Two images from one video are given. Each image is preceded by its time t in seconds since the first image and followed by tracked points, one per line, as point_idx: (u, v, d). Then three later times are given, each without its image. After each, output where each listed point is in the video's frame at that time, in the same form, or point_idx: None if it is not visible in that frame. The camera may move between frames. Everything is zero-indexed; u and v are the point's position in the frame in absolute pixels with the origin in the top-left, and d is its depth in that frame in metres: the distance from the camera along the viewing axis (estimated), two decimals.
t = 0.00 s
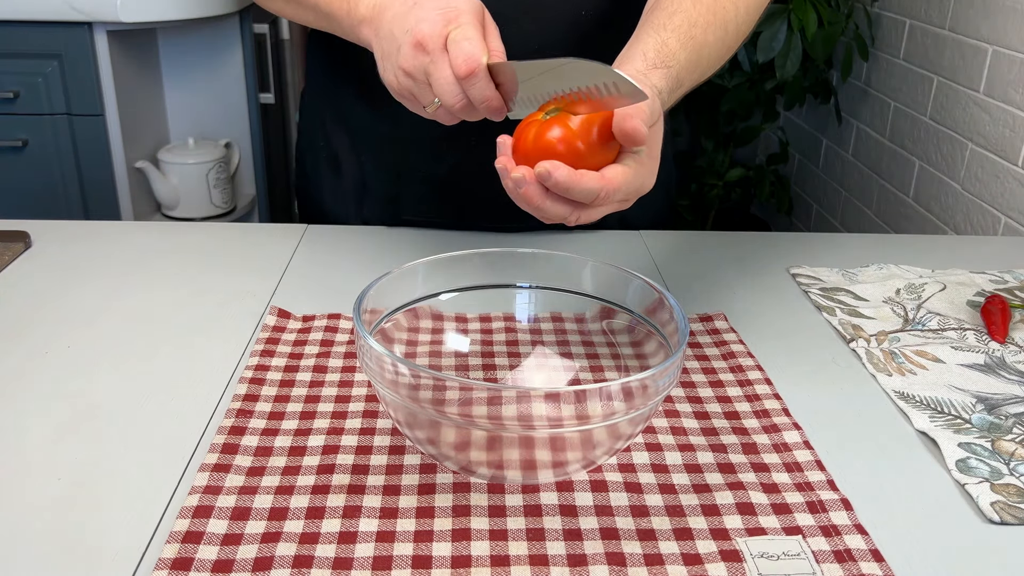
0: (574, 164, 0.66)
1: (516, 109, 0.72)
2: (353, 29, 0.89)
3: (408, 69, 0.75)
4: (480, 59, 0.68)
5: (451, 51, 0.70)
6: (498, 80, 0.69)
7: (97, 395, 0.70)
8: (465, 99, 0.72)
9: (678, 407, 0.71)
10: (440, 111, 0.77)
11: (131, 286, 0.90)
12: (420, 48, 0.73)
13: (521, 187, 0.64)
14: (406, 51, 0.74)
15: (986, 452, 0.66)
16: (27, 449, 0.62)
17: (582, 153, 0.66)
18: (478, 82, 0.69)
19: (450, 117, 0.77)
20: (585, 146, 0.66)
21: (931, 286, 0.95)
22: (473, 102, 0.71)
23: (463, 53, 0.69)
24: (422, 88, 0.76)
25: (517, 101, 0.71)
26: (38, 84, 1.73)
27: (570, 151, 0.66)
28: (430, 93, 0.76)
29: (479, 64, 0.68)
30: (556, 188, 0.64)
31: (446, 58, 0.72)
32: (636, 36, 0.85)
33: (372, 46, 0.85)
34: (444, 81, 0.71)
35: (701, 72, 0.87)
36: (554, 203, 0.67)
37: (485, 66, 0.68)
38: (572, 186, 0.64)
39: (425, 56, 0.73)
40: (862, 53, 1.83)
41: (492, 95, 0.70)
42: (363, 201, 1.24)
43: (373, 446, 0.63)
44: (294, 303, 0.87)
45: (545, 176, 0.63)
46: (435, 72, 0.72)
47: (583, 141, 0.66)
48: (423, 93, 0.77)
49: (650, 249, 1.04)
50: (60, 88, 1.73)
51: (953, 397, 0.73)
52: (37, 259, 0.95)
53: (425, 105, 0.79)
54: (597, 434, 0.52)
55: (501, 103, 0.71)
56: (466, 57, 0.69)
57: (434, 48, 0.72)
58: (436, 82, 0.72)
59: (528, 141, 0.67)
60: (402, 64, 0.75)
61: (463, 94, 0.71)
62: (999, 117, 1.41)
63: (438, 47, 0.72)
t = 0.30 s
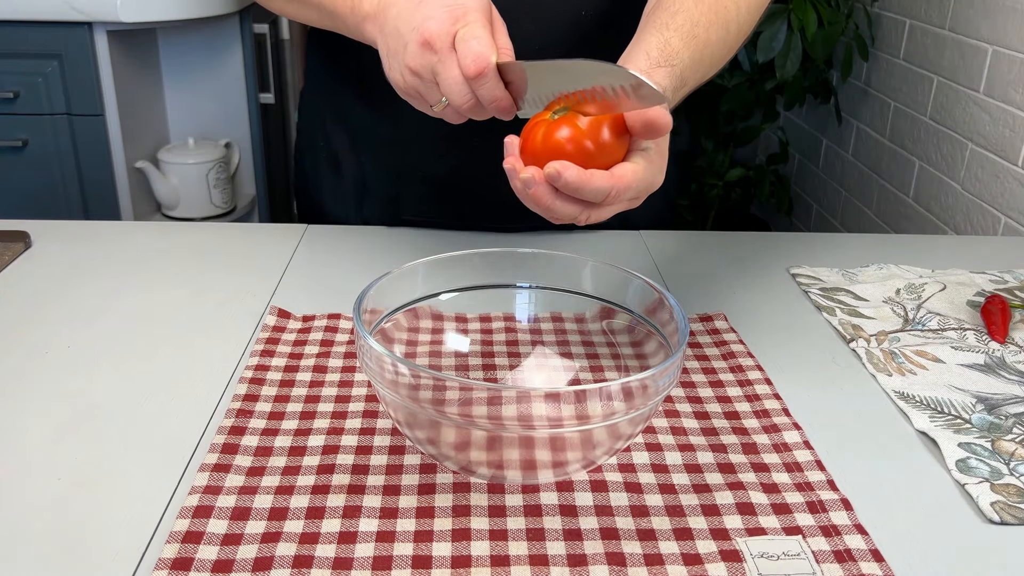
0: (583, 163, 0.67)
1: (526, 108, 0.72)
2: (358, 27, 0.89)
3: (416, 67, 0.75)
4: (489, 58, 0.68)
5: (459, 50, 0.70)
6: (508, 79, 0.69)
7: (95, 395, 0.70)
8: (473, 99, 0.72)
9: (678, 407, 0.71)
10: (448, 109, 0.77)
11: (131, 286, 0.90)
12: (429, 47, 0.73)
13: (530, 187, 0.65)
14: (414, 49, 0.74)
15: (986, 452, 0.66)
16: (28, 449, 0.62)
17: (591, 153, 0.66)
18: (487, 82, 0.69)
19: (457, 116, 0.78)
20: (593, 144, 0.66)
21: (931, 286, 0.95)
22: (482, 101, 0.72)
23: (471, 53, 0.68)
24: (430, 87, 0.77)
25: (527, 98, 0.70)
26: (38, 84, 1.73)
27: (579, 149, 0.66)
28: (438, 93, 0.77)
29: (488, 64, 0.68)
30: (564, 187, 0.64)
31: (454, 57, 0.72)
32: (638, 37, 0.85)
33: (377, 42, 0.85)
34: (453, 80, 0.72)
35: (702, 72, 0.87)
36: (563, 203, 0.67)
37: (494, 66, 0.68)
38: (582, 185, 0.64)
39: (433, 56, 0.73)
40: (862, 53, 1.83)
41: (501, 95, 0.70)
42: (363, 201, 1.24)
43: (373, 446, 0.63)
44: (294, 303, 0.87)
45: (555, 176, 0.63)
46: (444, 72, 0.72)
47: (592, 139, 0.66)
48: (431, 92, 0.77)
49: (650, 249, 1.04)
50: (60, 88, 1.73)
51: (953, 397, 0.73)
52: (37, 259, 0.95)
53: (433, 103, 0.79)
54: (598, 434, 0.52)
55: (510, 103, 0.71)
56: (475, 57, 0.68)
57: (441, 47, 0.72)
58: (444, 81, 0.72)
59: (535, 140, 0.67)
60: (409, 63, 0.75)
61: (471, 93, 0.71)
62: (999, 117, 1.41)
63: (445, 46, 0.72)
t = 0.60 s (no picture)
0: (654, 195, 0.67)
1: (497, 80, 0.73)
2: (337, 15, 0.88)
3: (388, 48, 0.75)
4: (458, 31, 0.68)
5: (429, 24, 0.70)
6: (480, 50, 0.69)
7: (94, 394, 0.70)
8: (446, 73, 0.72)
9: (677, 407, 0.71)
10: (423, 87, 0.78)
11: (131, 286, 0.90)
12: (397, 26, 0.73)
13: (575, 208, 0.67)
14: (385, 30, 0.74)
15: (986, 452, 0.66)
16: (29, 449, 0.62)
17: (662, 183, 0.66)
18: (460, 53, 0.69)
19: (435, 94, 0.78)
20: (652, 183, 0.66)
21: (931, 286, 0.95)
22: (455, 74, 0.72)
23: (441, 27, 0.69)
24: (404, 65, 0.76)
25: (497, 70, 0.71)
26: (38, 84, 1.73)
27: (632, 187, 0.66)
28: (410, 71, 0.77)
29: (458, 37, 0.68)
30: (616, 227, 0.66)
31: (423, 31, 0.71)
32: (652, 38, 0.84)
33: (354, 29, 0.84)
34: (424, 56, 0.71)
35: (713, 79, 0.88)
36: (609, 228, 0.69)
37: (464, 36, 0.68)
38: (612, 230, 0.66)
39: (402, 33, 0.72)
40: (863, 53, 1.83)
41: (474, 66, 0.70)
42: (363, 201, 1.24)
43: (373, 446, 0.63)
44: (294, 303, 0.87)
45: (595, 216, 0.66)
46: (415, 48, 0.72)
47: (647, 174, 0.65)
48: (405, 72, 0.77)
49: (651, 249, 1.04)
50: (60, 88, 1.73)
51: (953, 397, 0.73)
52: (37, 259, 0.95)
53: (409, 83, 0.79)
54: (598, 434, 0.52)
55: (483, 74, 0.71)
56: (445, 30, 0.68)
57: (411, 23, 0.71)
58: (416, 58, 0.72)
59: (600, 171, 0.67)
60: (381, 43, 0.75)
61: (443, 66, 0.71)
62: (999, 117, 1.41)
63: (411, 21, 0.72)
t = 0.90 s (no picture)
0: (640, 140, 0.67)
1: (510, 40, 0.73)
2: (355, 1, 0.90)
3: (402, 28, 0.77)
4: (457, 3, 0.69)
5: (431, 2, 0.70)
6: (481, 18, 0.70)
7: (95, 394, 0.70)
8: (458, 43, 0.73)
9: (677, 407, 0.71)
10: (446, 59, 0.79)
11: (131, 286, 0.90)
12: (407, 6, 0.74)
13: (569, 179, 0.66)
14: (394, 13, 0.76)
15: (986, 452, 0.66)
16: (29, 449, 0.63)
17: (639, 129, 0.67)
18: (463, 24, 0.70)
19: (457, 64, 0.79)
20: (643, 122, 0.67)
21: (931, 286, 0.95)
22: (466, 44, 0.73)
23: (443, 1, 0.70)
24: (422, 41, 0.77)
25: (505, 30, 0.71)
26: (38, 84, 1.73)
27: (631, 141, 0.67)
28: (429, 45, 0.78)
29: (458, 9, 0.69)
30: (625, 185, 0.65)
31: (429, 7, 0.72)
32: (652, 21, 0.84)
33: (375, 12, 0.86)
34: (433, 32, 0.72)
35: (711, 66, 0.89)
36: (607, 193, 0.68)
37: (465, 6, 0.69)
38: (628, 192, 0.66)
39: (409, 11, 0.73)
40: (863, 53, 1.83)
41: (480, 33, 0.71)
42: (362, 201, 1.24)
43: (373, 446, 0.63)
44: (294, 303, 0.87)
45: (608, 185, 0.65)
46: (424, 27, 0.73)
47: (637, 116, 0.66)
48: (424, 47, 0.78)
49: (651, 250, 1.04)
50: (60, 87, 1.73)
51: (953, 397, 0.73)
52: (37, 259, 0.95)
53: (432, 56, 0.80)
54: (597, 434, 0.52)
55: (492, 38, 0.72)
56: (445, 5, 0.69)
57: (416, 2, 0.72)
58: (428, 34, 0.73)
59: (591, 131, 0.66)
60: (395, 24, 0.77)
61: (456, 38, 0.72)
62: (999, 117, 1.41)
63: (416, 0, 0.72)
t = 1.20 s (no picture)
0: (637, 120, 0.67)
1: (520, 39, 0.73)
2: None
3: (416, 17, 0.79)
4: None
5: None
6: (495, 9, 0.70)
7: (95, 393, 0.70)
8: (470, 36, 0.74)
9: (677, 407, 0.71)
10: (455, 52, 0.80)
11: (132, 286, 0.90)
12: None
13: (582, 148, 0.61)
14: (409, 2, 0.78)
15: (986, 452, 0.66)
16: (29, 448, 0.63)
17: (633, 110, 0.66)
18: (477, 12, 0.70)
19: (466, 56, 0.80)
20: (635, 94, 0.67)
21: (931, 286, 0.95)
22: (477, 36, 0.73)
23: None
24: (434, 32, 0.80)
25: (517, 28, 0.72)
26: (38, 84, 1.73)
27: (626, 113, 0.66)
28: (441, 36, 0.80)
29: None
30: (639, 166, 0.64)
31: None
32: (639, 12, 0.86)
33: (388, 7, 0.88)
34: (445, 19, 0.73)
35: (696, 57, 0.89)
36: (608, 170, 0.65)
37: None
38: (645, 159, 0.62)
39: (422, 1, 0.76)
40: (863, 53, 1.83)
41: (493, 25, 0.71)
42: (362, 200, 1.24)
43: (373, 446, 0.63)
44: (294, 304, 0.87)
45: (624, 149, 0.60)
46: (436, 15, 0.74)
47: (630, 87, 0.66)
48: (435, 37, 0.81)
49: (650, 250, 1.04)
50: (60, 87, 1.73)
51: (953, 397, 0.73)
52: (37, 259, 0.95)
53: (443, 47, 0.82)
54: (598, 434, 0.52)
55: (504, 34, 0.72)
56: None
57: None
58: (439, 23, 0.74)
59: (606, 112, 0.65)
60: (410, 13, 0.79)
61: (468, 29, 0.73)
62: (999, 117, 1.41)
63: None
